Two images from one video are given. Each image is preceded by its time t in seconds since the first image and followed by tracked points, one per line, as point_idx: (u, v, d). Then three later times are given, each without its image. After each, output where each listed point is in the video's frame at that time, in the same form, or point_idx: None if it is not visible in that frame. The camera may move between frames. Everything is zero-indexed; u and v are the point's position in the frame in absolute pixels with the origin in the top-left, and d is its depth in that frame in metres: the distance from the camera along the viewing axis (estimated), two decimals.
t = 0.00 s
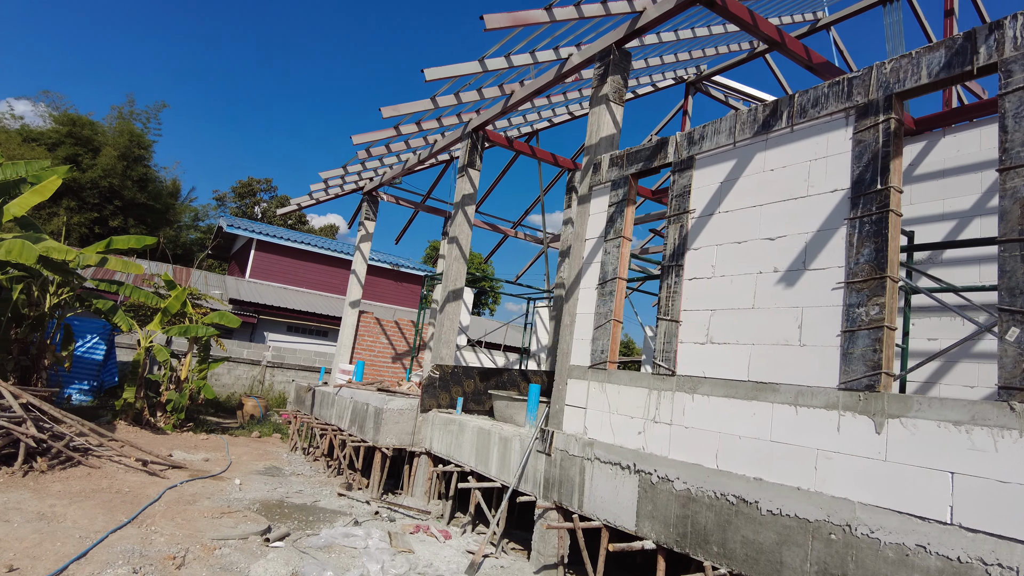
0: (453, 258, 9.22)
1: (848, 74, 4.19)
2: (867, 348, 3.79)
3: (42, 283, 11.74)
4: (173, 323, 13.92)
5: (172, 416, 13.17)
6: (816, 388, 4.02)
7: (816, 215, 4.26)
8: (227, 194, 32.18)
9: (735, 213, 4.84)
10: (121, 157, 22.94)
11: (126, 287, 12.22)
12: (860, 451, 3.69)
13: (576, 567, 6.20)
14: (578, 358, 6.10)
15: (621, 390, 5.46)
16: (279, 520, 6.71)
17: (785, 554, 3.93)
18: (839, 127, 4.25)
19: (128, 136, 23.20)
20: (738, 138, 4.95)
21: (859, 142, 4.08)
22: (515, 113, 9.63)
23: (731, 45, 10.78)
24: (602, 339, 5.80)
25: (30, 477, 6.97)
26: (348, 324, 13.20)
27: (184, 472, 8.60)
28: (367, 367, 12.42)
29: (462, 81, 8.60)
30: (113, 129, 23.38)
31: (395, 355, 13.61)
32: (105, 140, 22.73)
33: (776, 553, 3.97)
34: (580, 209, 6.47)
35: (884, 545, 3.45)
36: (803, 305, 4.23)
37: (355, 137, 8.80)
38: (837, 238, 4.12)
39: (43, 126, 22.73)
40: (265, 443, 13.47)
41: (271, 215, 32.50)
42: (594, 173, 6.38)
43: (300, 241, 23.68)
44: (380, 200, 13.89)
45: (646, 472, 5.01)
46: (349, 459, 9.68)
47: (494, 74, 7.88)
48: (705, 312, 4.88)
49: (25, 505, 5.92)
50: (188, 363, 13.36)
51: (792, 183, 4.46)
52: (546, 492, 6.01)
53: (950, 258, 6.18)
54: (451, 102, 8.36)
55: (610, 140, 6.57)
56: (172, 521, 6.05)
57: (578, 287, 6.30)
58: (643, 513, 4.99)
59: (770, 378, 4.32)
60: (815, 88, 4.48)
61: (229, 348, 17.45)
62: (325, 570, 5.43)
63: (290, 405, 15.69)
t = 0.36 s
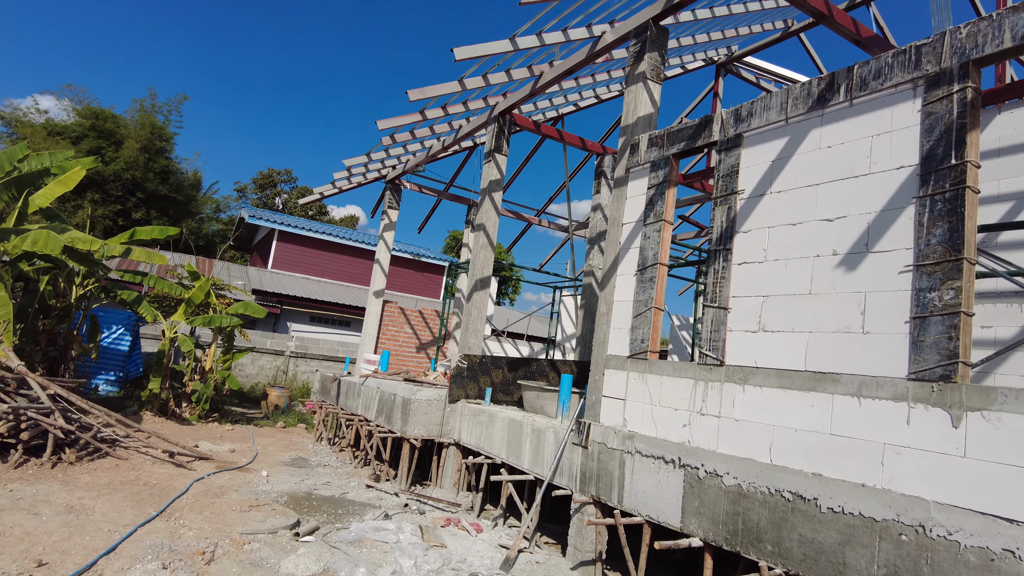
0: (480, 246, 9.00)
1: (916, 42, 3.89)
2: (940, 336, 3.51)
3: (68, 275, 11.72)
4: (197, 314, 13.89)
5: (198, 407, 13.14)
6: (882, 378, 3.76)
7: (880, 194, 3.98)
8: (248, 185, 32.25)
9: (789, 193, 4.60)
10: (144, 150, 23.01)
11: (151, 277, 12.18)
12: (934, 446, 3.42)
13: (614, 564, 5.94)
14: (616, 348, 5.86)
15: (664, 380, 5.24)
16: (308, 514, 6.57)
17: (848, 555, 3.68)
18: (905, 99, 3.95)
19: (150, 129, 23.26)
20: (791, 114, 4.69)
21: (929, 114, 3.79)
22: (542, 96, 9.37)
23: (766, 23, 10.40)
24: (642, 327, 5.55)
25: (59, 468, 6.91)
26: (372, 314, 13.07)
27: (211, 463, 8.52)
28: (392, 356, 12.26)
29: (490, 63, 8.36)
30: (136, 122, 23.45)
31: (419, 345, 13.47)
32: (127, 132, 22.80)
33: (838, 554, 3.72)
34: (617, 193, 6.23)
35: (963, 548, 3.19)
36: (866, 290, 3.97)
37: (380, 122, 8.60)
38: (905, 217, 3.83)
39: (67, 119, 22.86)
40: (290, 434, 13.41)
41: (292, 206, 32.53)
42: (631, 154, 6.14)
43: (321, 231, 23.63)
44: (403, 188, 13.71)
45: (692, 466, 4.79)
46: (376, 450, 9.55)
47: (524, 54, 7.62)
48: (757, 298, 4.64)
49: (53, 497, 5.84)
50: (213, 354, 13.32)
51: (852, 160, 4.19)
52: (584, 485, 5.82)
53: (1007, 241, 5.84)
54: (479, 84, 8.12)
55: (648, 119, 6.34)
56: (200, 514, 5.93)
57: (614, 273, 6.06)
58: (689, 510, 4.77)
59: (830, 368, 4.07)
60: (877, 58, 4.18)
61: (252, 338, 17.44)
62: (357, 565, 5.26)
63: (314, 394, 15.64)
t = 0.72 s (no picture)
0: (503, 231, 8.72)
1: None
2: (1016, 316, 3.20)
3: (88, 266, 11.67)
4: (218, 304, 13.81)
5: (220, 398, 13.08)
6: (947, 363, 3.46)
7: (942, 162, 3.66)
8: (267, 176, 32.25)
9: (837, 165, 4.28)
10: (163, 142, 23.01)
11: (171, 268, 12.08)
12: (1011, 436, 3.12)
13: (649, 558, 5.75)
14: (648, 333, 5.59)
15: (702, 367, 4.99)
16: (332, 506, 6.41)
17: (911, 554, 3.40)
18: (972, 57, 3.61)
19: (168, 121, 23.26)
20: (839, 79, 4.36)
21: (1001, 72, 3.45)
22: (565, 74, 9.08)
23: None
24: (677, 311, 5.29)
25: (80, 461, 6.80)
26: (393, 302, 12.91)
27: (233, 455, 8.40)
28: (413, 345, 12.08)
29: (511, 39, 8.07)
30: (154, 115, 23.47)
31: (440, 333, 13.28)
32: (146, 125, 22.81)
33: (900, 553, 3.44)
34: (649, 169, 5.98)
35: None
36: (926, 267, 3.66)
37: (399, 103, 8.35)
38: (972, 187, 3.51)
39: (88, 113, 22.93)
40: (312, 424, 13.32)
41: (311, 196, 32.49)
42: (663, 129, 5.88)
43: (340, 220, 23.51)
44: (422, 173, 13.48)
45: (735, 457, 4.54)
46: (399, 440, 9.38)
47: (547, 28, 7.33)
48: (804, 278, 4.36)
49: (74, 491, 5.71)
50: (234, 344, 13.23)
51: (910, 126, 3.86)
52: (616, 477, 5.60)
53: None
54: (500, 61, 7.83)
55: (680, 92, 6.08)
56: (221, 508, 5.78)
57: (645, 254, 5.79)
58: (731, 503, 4.52)
59: (886, 351, 3.77)
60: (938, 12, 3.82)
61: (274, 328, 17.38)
62: (383, 561, 5.07)
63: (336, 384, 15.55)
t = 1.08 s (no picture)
0: (526, 223, 8.46)
1: None
2: None
3: (106, 263, 11.59)
4: (235, 300, 13.71)
5: (238, 395, 12.97)
6: None
7: (1018, 143, 3.39)
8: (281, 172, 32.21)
9: (894, 148, 4.01)
10: (178, 139, 22.97)
11: (188, 264, 11.97)
12: None
13: (687, 562, 5.54)
14: (685, 329, 5.39)
15: (746, 364, 4.78)
16: (356, 507, 6.23)
17: (988, 565, 3.16)
18: None
19: (183, 118, 23.21)
20: (894, 57, 4.08)
21: None
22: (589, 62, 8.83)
23: None
24: (718, 306, 5.09)
25: (100, 460, 6.66)
26: (411, 298, 12.75)
27: (254, 453, 8.25)
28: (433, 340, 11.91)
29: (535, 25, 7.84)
30: (169, 112, 23.43)
31: (459, 328, 13.17)
32: (161, 122, 22.78)
33: (974, 564, 3.20)
34: (684, 157, 5.76)
35: None
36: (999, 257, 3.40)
37: (419, 93, 8.13)
38: None
39: (104, 111, 22.94)
40: (331, 420, 13.20)
41: (325, 192, 32.42)
42: (699, 115, 5.66)
43: (355, 215, 23.38)
44: (440, 166, 13.28)
45: (783, 459, 4.31)
46: (421, 437, 9.21)
47: (573, 12, 7.09)
48: (858, 269, 4.11)
49: (94, 492, 5.57)
50: (252, 340, 13.11)
51: (979, 106, 3.59)
52: (652, 478, 5.43)
53: None
54: (525, 47, 7.59)
55: (716, 75, 5.83)
56: (244, 510, 5.61)
57: (681, 246, 5.58)
58: (780, 507, 4.29)
59: (953, 348, 3.52)
60: None
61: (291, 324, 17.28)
62: (413, 566, 4.89)
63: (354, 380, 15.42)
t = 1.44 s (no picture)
0: (552, 218, 8.18)
1: None
2: None
3: (121, 262, 11.42)
4: (251, 299, 13.53)
5: (254, 395, 12.78)
6: None
7: None
8: (293, 170, 32.08)
9: (968, 130, 3.71)
10: (190, 137, 22.83)
11: (203, 263, 11.77)
12: None
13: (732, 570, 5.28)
14: (732, 326, 5.14)
15: (800, 363, 4.50)
16: (382, 513, 5.99)
17: None
18: None
19: (195, 117, 23.08)
20: (967, 32, 3.77)
21: None
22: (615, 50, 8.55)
23: None
24: (768, 302, 4.84)
25: (118, 465, 6.44)
26: (429, 295, 12.53)
27: (273, 456, 8.04)
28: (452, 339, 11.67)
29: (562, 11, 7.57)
30: (181, 111, 23.31)
31: (478, 326, 12.91)
32: (173, 121, 22.67)
33: None
34: (727, 146, 5.50)
35: None
36: None
37: (442, 83, 7.87)
38: None
39: (116, 110, 22.86)
40: (348, 420, 12.99)
41: (337, 190, 32.26)
42: (742, 101, 5.39)
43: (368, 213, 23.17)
44: (457, 161, 13.02)
45: (844, 464, 4.02)
46: (443, 438, 8.97)
47: None
48: (927, 261, 3.81)
49: (112, 499, 5.35)
50: (268, 339, 12.91)
51: None
52: (696, 483, 5.18)
53: None
54: (552, 34, 7.31)
55: (759, 59, 5.59)
56: (267, 517, 5.38)
57: (726, 238, 5.33)
58: (841, 516, 3.99)
59: None
60: None
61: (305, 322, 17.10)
62: None
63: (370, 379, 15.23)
